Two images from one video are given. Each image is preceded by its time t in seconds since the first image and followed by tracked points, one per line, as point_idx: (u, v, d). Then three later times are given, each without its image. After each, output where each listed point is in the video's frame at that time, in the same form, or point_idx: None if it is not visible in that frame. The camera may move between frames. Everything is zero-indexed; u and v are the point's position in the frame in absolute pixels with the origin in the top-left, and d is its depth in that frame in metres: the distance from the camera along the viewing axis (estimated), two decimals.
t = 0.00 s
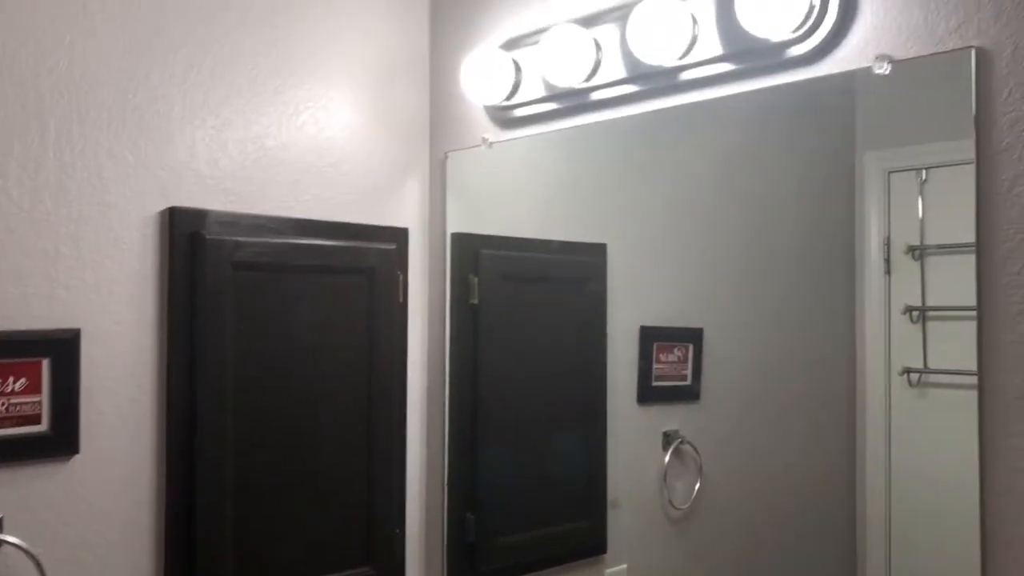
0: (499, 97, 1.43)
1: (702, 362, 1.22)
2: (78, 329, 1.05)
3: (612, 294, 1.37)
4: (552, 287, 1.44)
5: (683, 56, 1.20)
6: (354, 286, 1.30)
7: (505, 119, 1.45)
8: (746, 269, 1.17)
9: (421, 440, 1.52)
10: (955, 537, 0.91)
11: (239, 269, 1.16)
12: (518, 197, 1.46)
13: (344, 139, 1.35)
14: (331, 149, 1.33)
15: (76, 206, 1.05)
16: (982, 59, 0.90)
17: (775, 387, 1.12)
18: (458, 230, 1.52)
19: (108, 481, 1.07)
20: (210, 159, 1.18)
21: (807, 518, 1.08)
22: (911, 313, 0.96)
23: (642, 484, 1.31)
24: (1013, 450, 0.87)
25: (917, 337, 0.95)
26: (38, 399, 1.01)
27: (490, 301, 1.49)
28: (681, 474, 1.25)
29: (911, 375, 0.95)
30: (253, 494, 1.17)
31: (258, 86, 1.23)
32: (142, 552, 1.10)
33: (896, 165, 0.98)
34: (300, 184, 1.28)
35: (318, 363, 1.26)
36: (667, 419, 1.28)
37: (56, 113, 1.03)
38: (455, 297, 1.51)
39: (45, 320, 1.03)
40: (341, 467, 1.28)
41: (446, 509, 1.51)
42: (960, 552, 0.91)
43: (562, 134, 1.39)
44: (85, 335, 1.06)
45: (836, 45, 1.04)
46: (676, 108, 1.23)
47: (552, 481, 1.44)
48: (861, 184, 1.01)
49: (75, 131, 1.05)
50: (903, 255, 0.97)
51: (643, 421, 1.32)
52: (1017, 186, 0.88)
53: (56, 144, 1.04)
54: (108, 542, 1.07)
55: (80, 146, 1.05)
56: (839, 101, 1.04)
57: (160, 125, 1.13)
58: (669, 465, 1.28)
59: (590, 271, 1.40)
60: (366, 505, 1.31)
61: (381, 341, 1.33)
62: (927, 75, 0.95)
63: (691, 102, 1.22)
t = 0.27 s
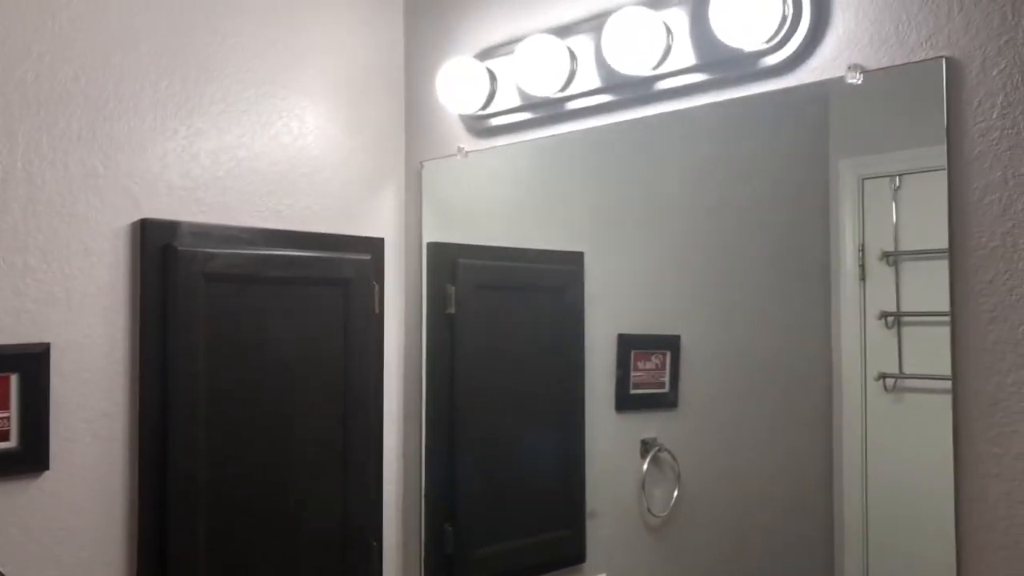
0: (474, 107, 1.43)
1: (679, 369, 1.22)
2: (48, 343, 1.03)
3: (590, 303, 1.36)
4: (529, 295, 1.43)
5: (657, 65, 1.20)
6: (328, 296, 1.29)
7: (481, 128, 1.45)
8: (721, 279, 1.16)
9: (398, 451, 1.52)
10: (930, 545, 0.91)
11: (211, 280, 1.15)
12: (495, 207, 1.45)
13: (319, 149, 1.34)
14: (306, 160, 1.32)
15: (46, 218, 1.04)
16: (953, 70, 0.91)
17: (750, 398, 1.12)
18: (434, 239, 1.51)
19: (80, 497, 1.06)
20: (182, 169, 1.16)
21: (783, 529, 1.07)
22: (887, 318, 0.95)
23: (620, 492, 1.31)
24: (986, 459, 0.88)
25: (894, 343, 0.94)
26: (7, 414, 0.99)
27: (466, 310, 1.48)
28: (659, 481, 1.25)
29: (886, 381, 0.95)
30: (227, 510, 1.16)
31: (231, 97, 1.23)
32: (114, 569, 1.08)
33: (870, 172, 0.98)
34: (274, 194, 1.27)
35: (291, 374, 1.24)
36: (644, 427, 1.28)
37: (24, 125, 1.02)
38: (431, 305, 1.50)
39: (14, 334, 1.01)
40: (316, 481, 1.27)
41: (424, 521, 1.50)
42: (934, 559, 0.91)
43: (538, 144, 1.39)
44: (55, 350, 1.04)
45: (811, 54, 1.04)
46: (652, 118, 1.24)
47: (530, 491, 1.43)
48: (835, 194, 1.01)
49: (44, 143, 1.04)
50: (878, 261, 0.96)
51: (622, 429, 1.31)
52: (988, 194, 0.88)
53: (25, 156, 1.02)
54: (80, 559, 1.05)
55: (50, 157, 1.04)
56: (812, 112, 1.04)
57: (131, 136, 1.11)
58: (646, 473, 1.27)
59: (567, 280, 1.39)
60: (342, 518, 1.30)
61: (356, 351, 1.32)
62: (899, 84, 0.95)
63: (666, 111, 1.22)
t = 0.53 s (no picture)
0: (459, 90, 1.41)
1: (665, 355, 1.22)
2: (28, 331, 1.02)
3: (576, 289, 1.35)
4: (512, 281, 1.42)
5: (643, 46, 1.20)
6: (312, 282, 1.28)
7: (465, 111, 1.44)
8: (709, 263, 1.16)
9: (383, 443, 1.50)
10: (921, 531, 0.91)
11: (193, 266, 1.13)
12: (479, 192, 1.44)
13: (304, 133, 1.32)
14: (289, 144, 1.30)
15: (24, 203, 1.02)
16: (941, 48, 0.90)
17: (738, 382, 1.12)
18: (421, 224, 1.49)
19: (62, 487, 1.04)
20: (163, 154, 1.15)
21: (772, 513, 1.07)
22: (873, 302, 0.95)
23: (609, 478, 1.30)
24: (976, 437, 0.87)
25: (881, 327, 0.94)
26: None
27: (452, 296, 1.47)
28: (647, 467, 1.25)
29: (873, 365, 0.94)
30: (212, 499, 1.15)
31: (213, 80, 1.21)
32: (99, 560, 1.07)
33: (856, 156, 0.97)
34: (258, 179, 1.26)
35: (276, 361, 1.23)
36: (631, 413, 1.27)
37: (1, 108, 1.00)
38: (415, 289, 1.49)
39: None
40: (302, 470, 1.25)
41: (412, 511, 1.49)
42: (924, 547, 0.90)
43: (523, 128, 1.38)
44: (35, 337, 1.03)
45: (798, 33, 1.04)
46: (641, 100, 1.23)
47: (518, 479, 1.42)
48: (821, 176, 1.00)
49: (22, 127, 1.02)
50: (864, 245, 0.96)
51: (610, 414, 1.30)
52: (977, 171, 0.88)
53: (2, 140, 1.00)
54: (63, 549, 1.04)
55: (28, 142, 1.02)
56: (800, 91, 1.03)
57: (110, 120, 1.10)
58: (634, 459, 1.27)
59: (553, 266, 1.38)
60: (329, 505, 1.29)
61: (342, 338, 1.31)
62: (885, 62, 0.95)
63: (651, 93, 1.22)
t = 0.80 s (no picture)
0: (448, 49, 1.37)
1: (658, 319, 1.26)
2: (14, 295, 1.00)
3: (569, 251, 1.37)
4: (505, 245, 1.43)
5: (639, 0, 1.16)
6: (303, 246, 1.26)
7: (455, 71, 1.40)
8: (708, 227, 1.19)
9: (380, 412, 1.46)
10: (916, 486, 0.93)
11: (183, 229, 1.12)
12: (469, 154, 1.43)
13: (291, 94, 1.30)
14: (277, 104, 1.28)
15: (8, 166, 1.00)
16: None
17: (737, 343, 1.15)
18: (410, 189, 1.47)
19: (54, 452, 1.03)
20: (149, 116, 1.13)
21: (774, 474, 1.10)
22: (865, 266, 0.99)
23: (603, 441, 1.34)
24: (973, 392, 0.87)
25: (870, 288, 0.98)
26: None
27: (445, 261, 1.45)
28: (639, 430, 1.29)
29: (865, 327, 0.99)
30: (206, 463, 1.14)
31: (197, 40, 1.19)
32: (92, 526, 1.06)
33: (848, 121, 1.01)
34: (246, 140, 1.24)
35: (268, 325, 1.22)
36: (624, 377, 1.32)
37: None
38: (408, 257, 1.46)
39: None
40: (296, 433, 1.25)
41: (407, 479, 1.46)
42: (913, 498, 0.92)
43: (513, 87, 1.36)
44: (23, 302, 1.01)
45: None
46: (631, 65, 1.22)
47: (512, 440, 1.43)
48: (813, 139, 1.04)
49: (3, 87, 1.00)
50: (857, 208, 1.00)
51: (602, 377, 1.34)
52: (975, 125, 0.86)
53: None
54: (56, 515, 1.03)
55: (10, 103, 1.00)
56: (791, 48, 1.04)
57: (94, 81, 1.08)
58: (627, 422, 1.31)
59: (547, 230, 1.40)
60: (324, 470, 1.28)
61: (334, 302, 1.30)
62: (875, 21, 0.96)
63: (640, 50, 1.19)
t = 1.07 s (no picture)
0: None
1: (658, 269, 1.35)
2: (8, 243, 0.99)
3: (569, 201, 1.44)
4: (503, 198, 1.47)
5: None
6: (300, 193, 1.25)
7: (454, 14, 1.39)
8: (708, 180, 1.28)
9: (380, 365, 1.43)
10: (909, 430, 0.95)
11: (179, 176, 1.11)
12: (471, 99, 1.46)
13: (284, 39, 1.27)
14: (270, 50, 1.25)
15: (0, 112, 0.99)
16: None
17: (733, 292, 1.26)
18: (407, 136, 1.44)
19: (54, 401, 1.03)
20: (141, 62, 1.11)
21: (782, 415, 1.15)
22: (865, 216, 1.02)
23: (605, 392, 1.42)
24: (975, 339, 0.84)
25: (869, 240, 1.01)
26: None
27: (444, 208, 1.46)
28: (638, 381, 1.38)
29: (863, 279, 1.03)
30: (208, 411, 1.14)
31: None
32: (94, 475, 1.06)
33: (852, 70, 1.03)
34: (240, 86, 1.21)
35: (267, 273, 1.21)
36: (623, 328, 1.40)
37: None
38: (406, 208, 1.45)
39: None
40: (298, 382, 1.25)
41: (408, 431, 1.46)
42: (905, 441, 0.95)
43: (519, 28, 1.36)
44: (17, 250, 1.00)
45: None
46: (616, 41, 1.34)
47: (517, 387, 1.48)
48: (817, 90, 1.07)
49: None
50: (857, 158, 1.03)
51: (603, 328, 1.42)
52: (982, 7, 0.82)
53: None
54: (58, 464, 1.03)
55: None
56: None
57: (84, 25, 1.05)
58: (626, 373, 1.39)
59: (546, 181, 1.46)
60: (325, 418, 1.29)
61: (331, 251, 1.29)
62: None
63: None
